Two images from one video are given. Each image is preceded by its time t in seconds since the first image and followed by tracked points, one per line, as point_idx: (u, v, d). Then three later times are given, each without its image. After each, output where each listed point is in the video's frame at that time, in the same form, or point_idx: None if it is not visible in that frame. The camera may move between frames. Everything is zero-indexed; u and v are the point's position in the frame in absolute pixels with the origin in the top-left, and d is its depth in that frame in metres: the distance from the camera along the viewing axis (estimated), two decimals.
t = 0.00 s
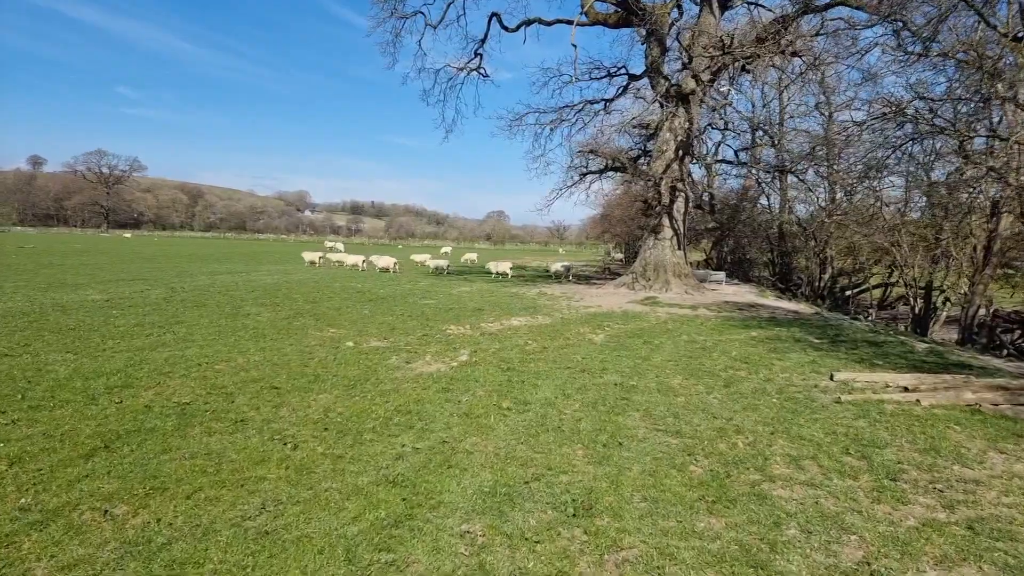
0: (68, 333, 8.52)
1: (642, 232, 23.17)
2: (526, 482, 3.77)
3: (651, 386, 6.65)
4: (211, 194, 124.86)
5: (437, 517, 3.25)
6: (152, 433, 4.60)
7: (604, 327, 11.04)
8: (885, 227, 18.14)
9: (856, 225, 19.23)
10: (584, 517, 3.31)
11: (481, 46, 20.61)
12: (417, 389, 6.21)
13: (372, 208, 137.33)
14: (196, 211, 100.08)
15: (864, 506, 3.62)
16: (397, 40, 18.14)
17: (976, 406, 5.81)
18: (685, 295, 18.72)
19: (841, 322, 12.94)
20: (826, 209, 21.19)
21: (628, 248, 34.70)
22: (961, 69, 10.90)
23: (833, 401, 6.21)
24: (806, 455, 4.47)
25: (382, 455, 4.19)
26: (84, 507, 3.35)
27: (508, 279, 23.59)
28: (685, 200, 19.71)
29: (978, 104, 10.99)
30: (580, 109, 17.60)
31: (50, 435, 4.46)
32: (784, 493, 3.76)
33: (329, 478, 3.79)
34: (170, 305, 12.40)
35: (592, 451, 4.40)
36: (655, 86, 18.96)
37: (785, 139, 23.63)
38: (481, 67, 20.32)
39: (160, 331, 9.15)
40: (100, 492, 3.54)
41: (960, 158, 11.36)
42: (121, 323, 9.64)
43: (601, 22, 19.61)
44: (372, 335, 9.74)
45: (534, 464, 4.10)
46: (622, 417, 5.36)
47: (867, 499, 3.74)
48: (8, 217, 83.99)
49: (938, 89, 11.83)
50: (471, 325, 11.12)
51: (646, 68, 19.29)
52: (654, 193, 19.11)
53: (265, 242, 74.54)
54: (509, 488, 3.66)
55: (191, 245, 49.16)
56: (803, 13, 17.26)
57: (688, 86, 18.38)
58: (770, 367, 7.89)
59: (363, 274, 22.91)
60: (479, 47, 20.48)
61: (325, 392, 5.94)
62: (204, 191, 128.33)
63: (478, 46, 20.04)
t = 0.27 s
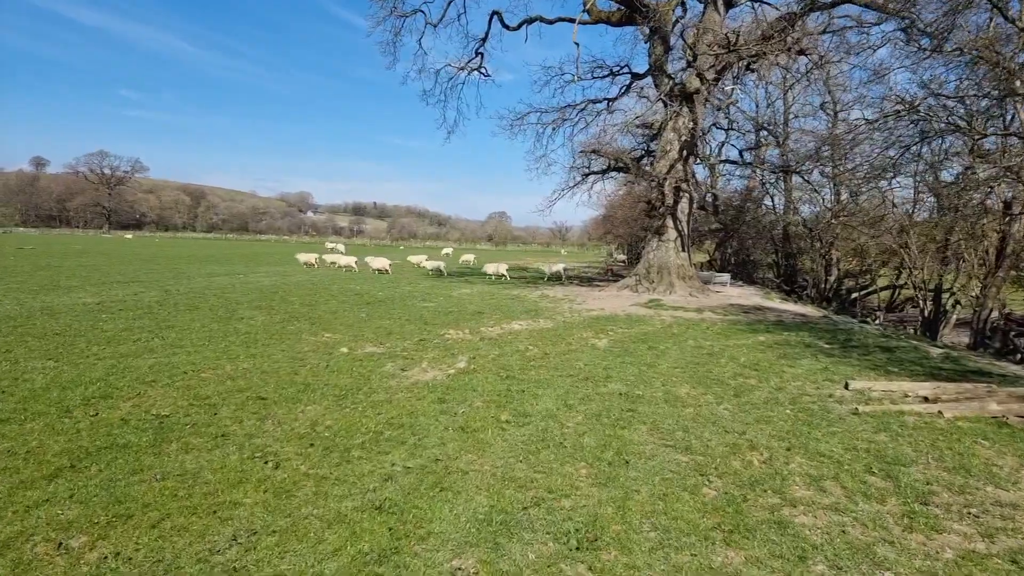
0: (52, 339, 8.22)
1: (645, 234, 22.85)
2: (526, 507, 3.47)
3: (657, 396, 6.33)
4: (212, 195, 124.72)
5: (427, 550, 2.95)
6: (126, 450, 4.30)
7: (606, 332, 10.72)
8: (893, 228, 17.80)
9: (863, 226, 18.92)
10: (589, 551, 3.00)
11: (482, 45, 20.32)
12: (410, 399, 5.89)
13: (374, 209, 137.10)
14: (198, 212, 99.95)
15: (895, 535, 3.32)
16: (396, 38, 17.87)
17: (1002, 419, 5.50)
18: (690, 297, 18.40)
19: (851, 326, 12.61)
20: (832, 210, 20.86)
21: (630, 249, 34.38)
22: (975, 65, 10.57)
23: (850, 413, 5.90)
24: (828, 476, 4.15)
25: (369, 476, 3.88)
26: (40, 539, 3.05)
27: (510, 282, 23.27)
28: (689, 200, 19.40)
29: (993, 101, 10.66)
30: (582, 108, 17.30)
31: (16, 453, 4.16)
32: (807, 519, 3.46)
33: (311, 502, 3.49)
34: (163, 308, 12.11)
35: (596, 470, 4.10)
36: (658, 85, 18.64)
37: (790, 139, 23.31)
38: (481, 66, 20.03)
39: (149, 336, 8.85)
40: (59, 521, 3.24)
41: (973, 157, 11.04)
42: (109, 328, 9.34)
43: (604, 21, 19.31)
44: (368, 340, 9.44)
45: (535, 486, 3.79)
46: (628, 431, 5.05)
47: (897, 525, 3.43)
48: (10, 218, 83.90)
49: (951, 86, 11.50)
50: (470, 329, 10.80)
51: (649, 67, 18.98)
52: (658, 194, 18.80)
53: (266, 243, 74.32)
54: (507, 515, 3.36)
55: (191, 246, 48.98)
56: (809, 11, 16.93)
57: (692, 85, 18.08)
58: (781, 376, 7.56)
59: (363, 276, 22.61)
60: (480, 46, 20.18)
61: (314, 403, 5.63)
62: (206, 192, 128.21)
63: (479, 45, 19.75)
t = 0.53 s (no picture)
0: (35, 344, 7.94)
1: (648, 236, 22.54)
2: (523, 532, 3.18)
3: (663, 404, 6.02)
4: (215, 199, 124.72)
5: None
6: (94, 465, 4.00)
7: (610, 336, 10.41)
8: (900, 230, 17.47)
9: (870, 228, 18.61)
10: None
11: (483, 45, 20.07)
12: (404, 409, 5.59)
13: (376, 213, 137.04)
14: (200, 216, 99.95)
15: (928, 563, 3.02)
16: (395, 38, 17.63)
17: None
18: (694, 300, 18.08)
19: (859, 330, 12.29)
20: (838, 212, 20.54)
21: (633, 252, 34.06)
22: (989, 61, 10.25)
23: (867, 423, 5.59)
24: (850, 497, 3.86)
25: (354, 494, 3.58)
26: None
27: (511, 285, 22.96)
28: (693, 202, 19.09)
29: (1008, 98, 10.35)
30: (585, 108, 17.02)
31: None
32: (831, 546, 3.16)
33: (289, 524, 3.19)
34: (155, 312, 11.82)
35: (599, 487, 3.80)
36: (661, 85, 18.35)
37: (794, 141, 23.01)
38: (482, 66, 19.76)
39: (136, 340, 8.57)
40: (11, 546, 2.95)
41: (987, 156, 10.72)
42: (96, 332, 9.06)
43: (606, 20, 19.05)
44: (363, 345, 9.14)
45: (533, 508, 3.50)
46: (634, 444, 4.75)
47: (931, 553, 3.13)
48: (13, 222, 83.87)
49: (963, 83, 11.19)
50: (469, 334, 10.50)
51: (652, 67, 18.70)
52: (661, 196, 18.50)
53: (268, 247, 74.16)
54: (502, 540, 3.07)
55: (197, 251, 49.06)
56: (814, 9, 16.62)
57: (696, 85, 17.78)
58: (792, 383, 7.25)
59: (362, 279, 22.33)
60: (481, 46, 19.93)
61: (301, 413, 5.32)
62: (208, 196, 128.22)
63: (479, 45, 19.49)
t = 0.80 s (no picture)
0: (19, 351, 7.70)
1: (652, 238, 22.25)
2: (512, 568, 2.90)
3: (666, 416, 5.74)
4: (219, 201, 124.91)
5: None
6: (56, 487, 3.73)
7: (612, 342, 10.12)
8: (909, 232, 17.12)
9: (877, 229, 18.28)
10: None
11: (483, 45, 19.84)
12: (394, 422, 5.32)
13: (380, 215, 137.02)
14: (204, 219, 100.09)
15: None
16: (394, 39, 17.41)
17: None
18: (698, 303, 17.78)
19: (868, 335, 11.98)
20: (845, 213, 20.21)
21: (637, 254, 33.73)
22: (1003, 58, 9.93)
23: (883, 437, 5.30)
24: (868, 523, 3.58)
25: (330, 521, 3.31)
26: None
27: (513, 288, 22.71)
28: (697, 204, 18.79)
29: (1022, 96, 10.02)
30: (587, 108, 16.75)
31: None
32: None
33: (255, 560, 2.92)
34: (149, 317, 11.60)
35: (597, 513, 3.53)
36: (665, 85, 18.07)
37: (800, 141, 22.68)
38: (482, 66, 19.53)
39: (124, 347, 8.33)
40: None
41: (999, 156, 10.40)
42: (84, 339, 8.82)
43: (608, 20, 18.78)
44: (358, 351, 8.88)
45: (524, 538, 3.22)
46: (635, 461, 4.47)
47: None
48: (18, 225, 84.11)
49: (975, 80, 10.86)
50: (467, 339, 10.24)
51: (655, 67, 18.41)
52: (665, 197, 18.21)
53: (271, 249, 74.15)
54: None
55: (201, 254, 49.04)
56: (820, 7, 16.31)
57: (699, 84, 17.49)
58: (801, 392, 6.95)
59: (363, 282, 22.11)
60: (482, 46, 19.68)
61: (285, 426, 5.05)
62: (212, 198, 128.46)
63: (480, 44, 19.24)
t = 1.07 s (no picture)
0: None
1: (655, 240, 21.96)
2: None
3: (667, 425, 5.45)
4: (221, 203, 124.93)
5: None
6: (7, 501, 3.46)
7: (612, 346, 9.84)
8: (916, 235, 16.82)
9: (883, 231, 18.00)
10: None
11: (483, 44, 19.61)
12: (379, 430, 5.04)
13: (384, 218, 137.07)
14: (207, 221, 100.03)
15: None
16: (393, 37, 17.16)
17: None
18: (700, 306, 17.49)
19: (875, 340, 11.69)
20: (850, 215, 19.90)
21: (639, 257, 33.49)
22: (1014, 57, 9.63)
23: (896, 450, 5.00)
24: (884, 546, 3.29)
25: (298, 544, 3.05)
26: None
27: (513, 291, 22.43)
28: (700, 206, 18.51)
29: None
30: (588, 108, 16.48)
31: None
32: None
33: None
34: (137, 319, 11.33)
35: (589, 536, 3.25)
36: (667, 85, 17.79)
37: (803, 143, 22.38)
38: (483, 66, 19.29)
39: (108, 351, 8.08)
40: None
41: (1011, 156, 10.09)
42: (67, 342, 8.57)
43: (610, 19, 18.53)
44: (349, 355, 8.60)
45: (509, 564, 2.95)
46: (634, 475, 4.18)
47: None
48: (20, 227, 84.13)
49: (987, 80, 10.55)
50: (463, 343, 9.95)
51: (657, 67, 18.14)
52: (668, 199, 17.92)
53: (272, 251, 74.05)
54: None
55: (201, 256, 49.22)
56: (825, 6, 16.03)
57: (702, 85, 17.20)
58: (809, 400, 6.65)
59: (361, 285, 21.85)
60: (481, 45, 19.46)
61: (263, 435, 4.77)
62: (215, 200, 128.62)
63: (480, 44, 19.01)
